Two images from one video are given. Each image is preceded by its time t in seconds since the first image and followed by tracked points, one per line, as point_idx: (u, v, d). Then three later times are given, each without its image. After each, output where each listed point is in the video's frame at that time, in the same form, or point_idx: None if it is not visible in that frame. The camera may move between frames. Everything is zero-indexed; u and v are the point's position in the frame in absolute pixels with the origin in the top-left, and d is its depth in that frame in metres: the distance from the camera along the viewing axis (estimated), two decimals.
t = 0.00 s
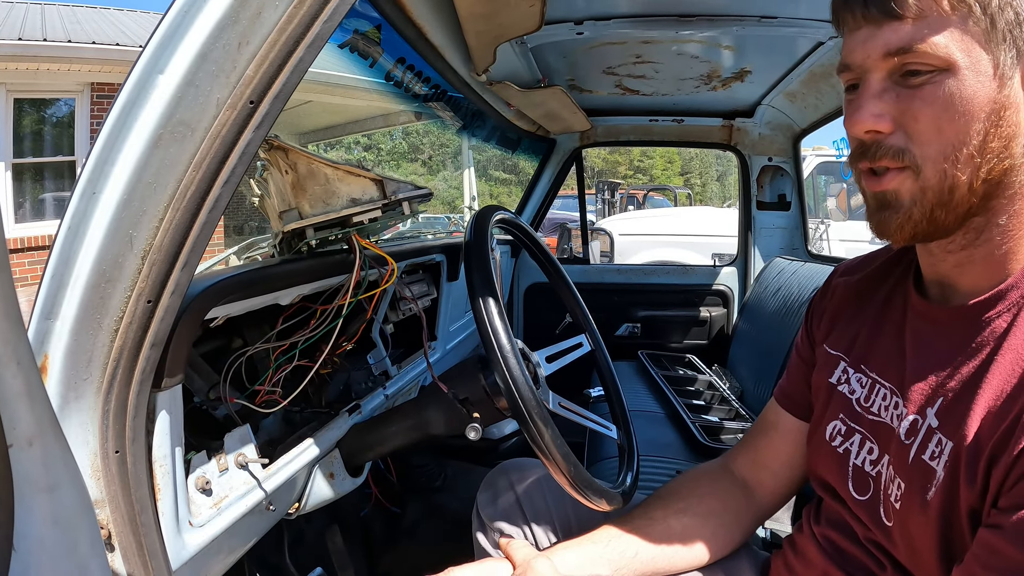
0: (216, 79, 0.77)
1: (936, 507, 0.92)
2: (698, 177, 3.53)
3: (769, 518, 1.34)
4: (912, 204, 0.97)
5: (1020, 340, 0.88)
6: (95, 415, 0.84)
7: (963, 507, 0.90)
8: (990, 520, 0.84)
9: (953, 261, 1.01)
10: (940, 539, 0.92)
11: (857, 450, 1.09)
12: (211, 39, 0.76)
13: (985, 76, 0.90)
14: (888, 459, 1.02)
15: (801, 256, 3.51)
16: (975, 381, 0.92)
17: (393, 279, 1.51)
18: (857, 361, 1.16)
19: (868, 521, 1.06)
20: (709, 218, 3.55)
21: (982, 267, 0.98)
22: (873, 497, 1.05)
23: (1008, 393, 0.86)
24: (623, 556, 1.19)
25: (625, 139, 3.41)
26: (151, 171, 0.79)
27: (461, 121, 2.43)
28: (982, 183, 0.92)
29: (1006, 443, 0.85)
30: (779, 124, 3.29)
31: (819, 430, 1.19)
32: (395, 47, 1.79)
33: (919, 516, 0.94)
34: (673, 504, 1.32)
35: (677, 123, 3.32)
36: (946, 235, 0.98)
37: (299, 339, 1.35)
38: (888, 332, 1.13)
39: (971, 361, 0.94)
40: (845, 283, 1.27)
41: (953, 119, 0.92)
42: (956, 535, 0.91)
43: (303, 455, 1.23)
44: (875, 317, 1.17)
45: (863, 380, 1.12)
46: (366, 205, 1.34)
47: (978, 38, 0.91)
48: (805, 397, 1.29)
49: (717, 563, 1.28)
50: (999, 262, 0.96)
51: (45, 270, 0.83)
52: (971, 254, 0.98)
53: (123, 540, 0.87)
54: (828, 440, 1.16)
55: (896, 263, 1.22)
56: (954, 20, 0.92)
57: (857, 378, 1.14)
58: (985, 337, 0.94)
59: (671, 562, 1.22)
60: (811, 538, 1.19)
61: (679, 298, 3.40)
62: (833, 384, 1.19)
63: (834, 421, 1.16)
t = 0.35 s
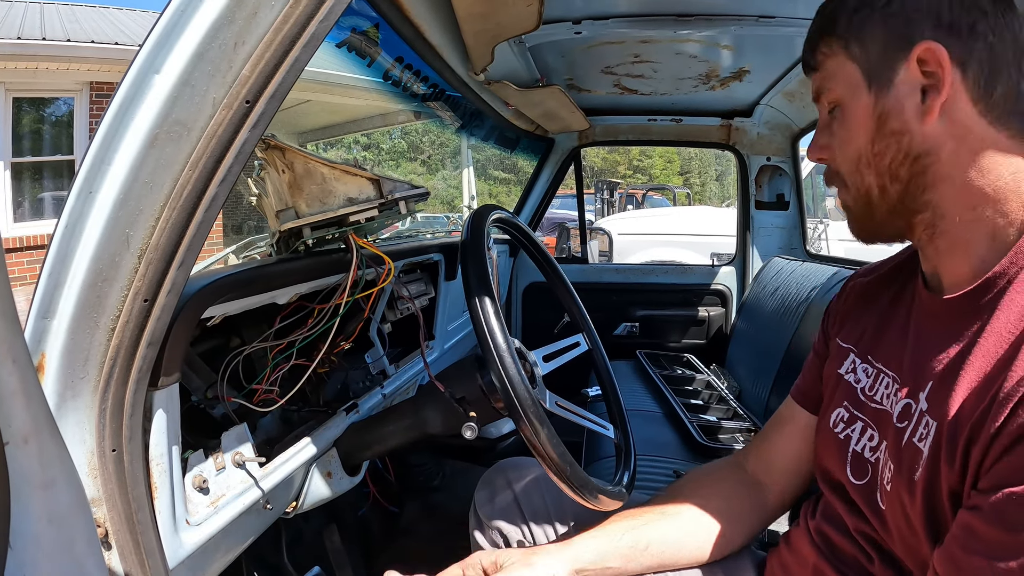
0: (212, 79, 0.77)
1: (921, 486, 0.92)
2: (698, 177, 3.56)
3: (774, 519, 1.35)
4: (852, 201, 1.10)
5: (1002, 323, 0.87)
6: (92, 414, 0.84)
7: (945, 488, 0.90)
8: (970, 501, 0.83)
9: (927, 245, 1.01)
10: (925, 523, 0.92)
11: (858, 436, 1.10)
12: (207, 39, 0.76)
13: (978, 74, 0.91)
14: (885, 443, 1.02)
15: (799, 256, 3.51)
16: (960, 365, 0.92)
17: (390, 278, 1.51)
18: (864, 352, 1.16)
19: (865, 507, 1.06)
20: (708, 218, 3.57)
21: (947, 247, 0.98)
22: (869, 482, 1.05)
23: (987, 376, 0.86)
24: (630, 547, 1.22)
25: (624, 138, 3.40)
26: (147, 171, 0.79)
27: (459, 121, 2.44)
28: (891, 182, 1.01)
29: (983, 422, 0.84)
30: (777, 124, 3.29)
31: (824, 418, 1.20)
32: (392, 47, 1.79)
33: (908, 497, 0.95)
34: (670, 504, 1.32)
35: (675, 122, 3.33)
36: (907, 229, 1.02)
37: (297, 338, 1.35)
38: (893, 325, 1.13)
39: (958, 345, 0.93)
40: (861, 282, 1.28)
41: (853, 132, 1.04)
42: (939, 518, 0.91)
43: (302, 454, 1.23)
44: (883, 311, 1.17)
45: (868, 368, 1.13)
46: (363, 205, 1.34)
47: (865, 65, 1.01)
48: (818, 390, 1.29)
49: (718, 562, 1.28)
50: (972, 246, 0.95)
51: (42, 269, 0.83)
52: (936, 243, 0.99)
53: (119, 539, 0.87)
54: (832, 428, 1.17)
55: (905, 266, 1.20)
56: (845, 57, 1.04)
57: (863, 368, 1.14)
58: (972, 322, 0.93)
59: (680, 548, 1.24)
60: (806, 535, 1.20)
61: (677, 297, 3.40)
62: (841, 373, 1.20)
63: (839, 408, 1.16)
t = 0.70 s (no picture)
0: (214, 68, 0.76)
1: (920, 465, 0.91)
2: (695, 178, 3.53)
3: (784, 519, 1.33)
4: (850, 219, 1.11)
5: (995, 302, 0.86)
6: (90, 407, 0.83)
7: (944, 462, 0.88)
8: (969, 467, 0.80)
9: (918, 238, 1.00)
10: (925, 500, 0.90)
11: (862, 426, 1.09)
12: (209, 27, 0.75)
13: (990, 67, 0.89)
14: (887, 432, 1.01)
15: (800, 254, 3.50)
16: (957, 346, 0.91)
17: (392, 273, 1.51)
18: (869, 345, 1.15)
19: (867, 496, 1.05)
20: (708, 218, 3.54)
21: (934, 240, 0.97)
22: (871, 470, 1.04)
23: (983, 351, 0.85)
24: (657, 554, 1.19)
25: (623, 137, 3.40)
26: (147, 161, 0.78)
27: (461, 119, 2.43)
28: (875, 193, 1.02)
29: (978, 392, 0.83)
30: (778, 122, 3.28)
31: (830, 412, 1.19)
32: (394, 42, 1.79)
33: (908, 476, 0.94)
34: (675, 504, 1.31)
35: (676, 121, 3.32)
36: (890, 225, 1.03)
37: (297, 334, 1.34)
38: (898, 318, 1.11)
39: (955, 328, 0.92)
40: (867, 279, 1.26)
41: (835, 152, 1.06)
42: (939, 495, 0.89)
43: (302, 451, 1.23)
44: (889, 305, 1.16)
45: (871, 361, 1.12)
46: (365, 198, 1.34)
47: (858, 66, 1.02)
48: (824, 384, 1.28)
49: (725, 560, 1.27)
50: (959, 241, 0.94)
51: (39, 260, 0.81)
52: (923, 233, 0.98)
53: (118, 536, 0.86)
54: (837, 420, 1.15)
55: (914, 262, 1.17)
56: (818, 86, 1.07)
57: (867, 360, 1.13)
58: (967, 305, 0.91)
59: (698, 540, 1.24)
60: (810, 521, 1.18)
61: (678, 296, 3.39)
62: (845, 368, 1.18)
63: (843, 401, 1.15)
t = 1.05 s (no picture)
0: (214, 50, 0.73)
1: (926, 449, 0.88)
2: (695, 177, 3.50)
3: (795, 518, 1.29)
4: (873, 183, 1.09)
5: (1002, 285, 0.85)
6: (84, 402, 0.80)
7: (951, 443, 0.85)
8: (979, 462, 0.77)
9: (938, 226, 0.99)
10: (930, 489, 0.88)
11: (866, 416, 1.06)
12: (210, 9, 0.72)
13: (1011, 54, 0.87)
14: (889, 417, 0.99)
15: (803, 252, 3.47)
16: (964, 329, 0.89)
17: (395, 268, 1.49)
18: (873, 336, 1.12)
19: (868, 481, 1.02)
20: (709, 216, 3.50)
21: (948, 228, 0.98)
22: (872, 457, 1.02)
23: (993, 331, 0.83)
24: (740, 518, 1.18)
25: (625, 134, 3.37)
26: (145, 146, 0.76)
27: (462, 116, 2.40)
28: (914, 138, 0.98)
29: (988, 376, 0.80)
30: (780, 120, 3.25)
31: (835, 405, 1.16)
32: (396, 36, 1.78)
33: (914, 461, 0.90)
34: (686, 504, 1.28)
35: (678, 118, 3.29)
36: (915, 189, 1.02)
37: (298, 329, 1.32)
38: (899, 307, 1.09)
39: (964, 314, 0.90)
40: (869, 273, 1.24)
41: (887, 81, 1.01)
42: (946, 484, 0.86)
43: (303, 449, 1.19)
44: (891, 295, 1.14)
45: (875, 352, 1.09)
46: (368, 189, 1.30)
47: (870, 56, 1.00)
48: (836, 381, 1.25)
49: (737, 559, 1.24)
50: (972, 228, 0.95)
51: (34, 248, 0.79)
52: (942, 208, 0.98)
53: (113, 535, 0.83)
54: (842, 411, 1.13)
55: (910, 256, 1.17)
56: (895, 12, 1.01)
57: (871, 352, 1.11)
58: (976, 292, 0.90)
59: (743, 511, 1.19)
60: (813, 512, 1.16)
61: (679, 294, 3.36)
62: (850, 360, 1.16)
63: (849, 393, 1.12)
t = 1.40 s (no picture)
0: (221, 56, 0.74)
1: (949, 451, 0.88)
2: (696, 176, 3.53)
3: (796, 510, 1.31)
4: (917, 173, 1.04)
5: None
6: (92, 403, 0.82)
7: (976, 451, 0.85)
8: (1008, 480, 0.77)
9: (972, 224, 0.99)
10: (949, 492, 0.88)
11: (883, 410, 1.06)
12: (217, 15, 0.73)
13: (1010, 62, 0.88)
14: (908, 413, 0.99)
15: (803, 252, 3.47)
16: (1001, 335, 0.88)
17: (398, 269, 1.50)
18: (893, 331, 1.13)
19: (881, 477, 1.03)
20: (709, 215, 3.51)
21: (990, 229, 0.96)
22: (887, 453, 1.02)
23: None
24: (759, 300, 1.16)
25: (626, 134, 3.38)
26: (153, 151, 0.76)
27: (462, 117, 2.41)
28: (968, 139, 0.93)
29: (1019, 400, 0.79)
30: (781, 120, 3.26)
31: (853, 395, 1.17)
32: (398, 38, 1.79)
33: (933, 460, 0.91)
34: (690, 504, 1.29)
35: (679, 118, 3.30)
36: (955, 186, 0.99)
37: (302, 331, 1.32)
38: (921, 303, 1.10)
39: (995, 320, 0.90)
40: (891, 267, 1.26)
41: (946, 73, 0.95)
42: (966, 491, 0.87)
43: (306, 449, 1.20)
44: (914, 288, 1.15)
45: (895, 346, 1.10)
46: (372, 191, 1.33)
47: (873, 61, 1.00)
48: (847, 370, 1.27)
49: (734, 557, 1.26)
50: (1017, 231, 0.92)
51: (43, 252, 0.80)
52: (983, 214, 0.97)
53: (120, 534, 0.85)
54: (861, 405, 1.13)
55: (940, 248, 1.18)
56: (962, 2, 0.95)
57: (891, 345, 1.11)
58: (1010, 297, 0.89)
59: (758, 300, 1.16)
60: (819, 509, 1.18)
61: (679, 294, 3.37)
62: (869, 353, 1.17)
63: (867, 386, 1.13)
